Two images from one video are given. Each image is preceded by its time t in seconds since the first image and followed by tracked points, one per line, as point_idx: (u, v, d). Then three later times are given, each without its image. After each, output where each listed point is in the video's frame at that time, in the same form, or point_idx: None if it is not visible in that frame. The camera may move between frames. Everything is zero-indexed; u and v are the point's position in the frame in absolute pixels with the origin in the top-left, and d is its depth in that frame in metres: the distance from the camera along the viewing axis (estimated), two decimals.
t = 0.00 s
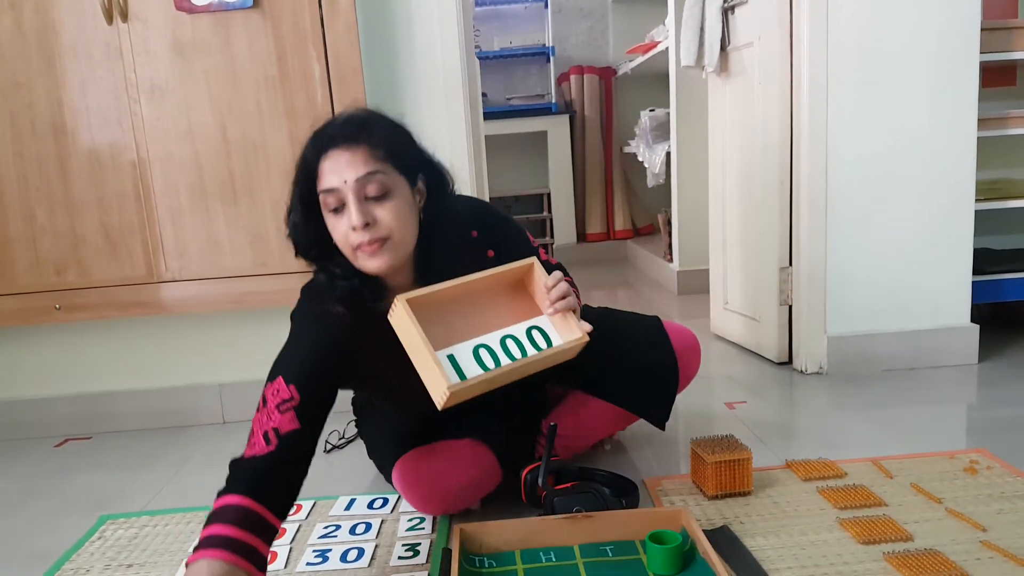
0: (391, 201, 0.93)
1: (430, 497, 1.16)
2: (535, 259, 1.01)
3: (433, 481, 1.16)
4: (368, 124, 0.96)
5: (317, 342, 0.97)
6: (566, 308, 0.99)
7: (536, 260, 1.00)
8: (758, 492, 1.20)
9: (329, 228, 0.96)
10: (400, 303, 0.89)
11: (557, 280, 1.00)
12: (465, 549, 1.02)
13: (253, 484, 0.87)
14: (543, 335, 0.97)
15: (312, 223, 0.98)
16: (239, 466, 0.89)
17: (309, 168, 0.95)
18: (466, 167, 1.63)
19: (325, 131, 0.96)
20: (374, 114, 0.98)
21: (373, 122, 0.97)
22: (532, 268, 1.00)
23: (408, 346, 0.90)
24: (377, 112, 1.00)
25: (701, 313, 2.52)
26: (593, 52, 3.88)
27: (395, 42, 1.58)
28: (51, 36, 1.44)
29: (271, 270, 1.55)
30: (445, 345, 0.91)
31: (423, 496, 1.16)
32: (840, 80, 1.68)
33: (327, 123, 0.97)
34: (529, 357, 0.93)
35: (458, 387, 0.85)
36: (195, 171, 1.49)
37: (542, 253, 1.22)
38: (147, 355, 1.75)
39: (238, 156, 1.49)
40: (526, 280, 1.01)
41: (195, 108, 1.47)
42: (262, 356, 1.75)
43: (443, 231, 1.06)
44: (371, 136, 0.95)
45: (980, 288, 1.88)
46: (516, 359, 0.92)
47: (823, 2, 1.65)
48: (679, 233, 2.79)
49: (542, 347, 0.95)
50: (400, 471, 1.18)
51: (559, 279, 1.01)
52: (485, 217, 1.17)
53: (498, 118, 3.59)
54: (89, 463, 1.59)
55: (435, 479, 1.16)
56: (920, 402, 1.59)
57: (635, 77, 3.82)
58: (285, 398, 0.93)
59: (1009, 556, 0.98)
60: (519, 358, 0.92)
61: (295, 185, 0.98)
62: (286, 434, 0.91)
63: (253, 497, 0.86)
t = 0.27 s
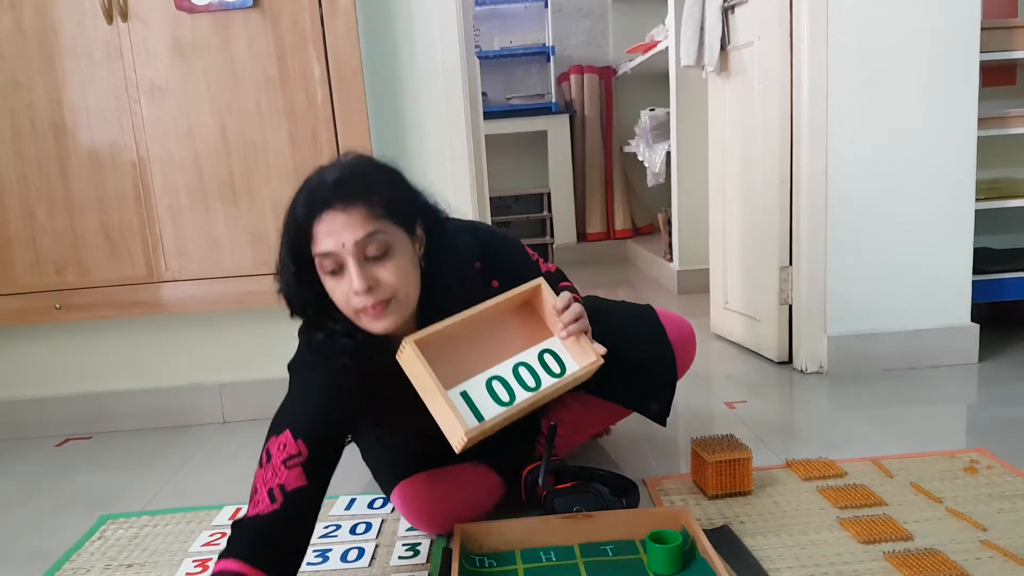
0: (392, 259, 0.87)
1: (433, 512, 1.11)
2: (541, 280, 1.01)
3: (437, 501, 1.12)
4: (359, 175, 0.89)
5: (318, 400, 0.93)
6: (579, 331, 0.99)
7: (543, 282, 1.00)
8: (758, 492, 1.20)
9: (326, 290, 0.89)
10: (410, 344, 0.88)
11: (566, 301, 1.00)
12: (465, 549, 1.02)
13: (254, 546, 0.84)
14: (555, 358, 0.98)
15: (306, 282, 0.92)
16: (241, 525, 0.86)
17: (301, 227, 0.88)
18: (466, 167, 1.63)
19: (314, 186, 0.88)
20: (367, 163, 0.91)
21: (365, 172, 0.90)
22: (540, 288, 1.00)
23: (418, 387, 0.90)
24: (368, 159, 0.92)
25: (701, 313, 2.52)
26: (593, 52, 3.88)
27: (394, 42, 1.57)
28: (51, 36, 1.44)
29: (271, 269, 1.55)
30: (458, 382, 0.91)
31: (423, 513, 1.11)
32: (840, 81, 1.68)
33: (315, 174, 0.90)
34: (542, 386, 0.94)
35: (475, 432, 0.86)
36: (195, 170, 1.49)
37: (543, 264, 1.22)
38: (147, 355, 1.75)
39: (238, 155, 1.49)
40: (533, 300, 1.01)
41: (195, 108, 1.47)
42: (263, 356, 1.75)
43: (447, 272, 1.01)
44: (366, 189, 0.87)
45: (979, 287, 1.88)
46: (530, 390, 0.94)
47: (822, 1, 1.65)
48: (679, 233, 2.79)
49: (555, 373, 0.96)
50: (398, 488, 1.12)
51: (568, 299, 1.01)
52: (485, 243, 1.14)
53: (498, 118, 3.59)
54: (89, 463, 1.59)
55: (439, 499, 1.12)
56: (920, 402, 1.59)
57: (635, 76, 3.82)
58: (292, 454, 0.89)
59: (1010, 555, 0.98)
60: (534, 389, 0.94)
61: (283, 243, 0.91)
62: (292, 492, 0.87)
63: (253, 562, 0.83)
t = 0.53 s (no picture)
0: (397, 304, 0.87)
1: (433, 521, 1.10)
2: (554, 294, 1.01)
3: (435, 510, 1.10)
4: (361, 219, 0.87)
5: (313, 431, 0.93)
6: (592, 347, 0.99)
7: (555, 297, 1.01)
8: (758, 492, 1.20)
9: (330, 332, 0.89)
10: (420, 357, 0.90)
11: (580, 314, 1.01)
12: (465, 549, 1.02)
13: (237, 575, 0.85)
14: (567, 374, 0.99)
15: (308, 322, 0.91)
16: (225, 547, 0.88)
17: (303, 272, 0.86)
18: (466, 167, 1.63)
19: (314, 232, 0.86)
20: (372, 206, 0.89)
21: (366, 216, 0.87)
22: (552, 302, 1.01)
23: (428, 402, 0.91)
24: (372, 202, 0.90)
25: (701, 313, 2.52)
26: (593, 52, 3.88)
27: (394, 42, 1.57)
28: (51, 36, 1.44)
29: (271, 269, 1.55)
30: (468, 397, 0.93)
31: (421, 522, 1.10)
32: (840, 81, 1.68)
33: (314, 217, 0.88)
34: (553, 403, 0.95)
35: (485, 448, 0.87)
36: (195, 170, 1.49)
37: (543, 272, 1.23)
38: (147, 355, 1.75)
39: (238, 155, 1.49)
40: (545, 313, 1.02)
41: (195, 108, 1.47)
42: (263, 356, 1.75)
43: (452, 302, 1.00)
44: (369, 236, 0.85)
45: (980, 287, 1.88)
46: (541, 406, 0.95)
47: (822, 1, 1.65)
48: (679, 233, 2.79)
49: (567, 389, 0.97)
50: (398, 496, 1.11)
51: (581, 312, 1.01)
52: (489, 267, 1.13)
53: (498, 118, 3.59)
54: (89, 463, 1.58)
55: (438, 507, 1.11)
56: (920, 402, 1.59)
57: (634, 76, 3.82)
58: (281, 483, 0.90)
59: (1010, 555, 0.98)
60: (545, 405, 0.95)
61: (284, 285, 0.89)
62: (277, 522, 0.88)
63: None
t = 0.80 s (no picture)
0: (396, 283, 0.88)
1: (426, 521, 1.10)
2: (552, 296, 1.02)
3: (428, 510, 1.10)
4: (364, 198, 0.89)
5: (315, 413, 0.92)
6: (590, 348, 0.99)
7: (553, 298, 1.01)
8: (758, 492, 1.20)
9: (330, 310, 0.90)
10: (416, 356, 0.90)
11: (578, 316, 1.01)
12: (465, 549, 1.02)
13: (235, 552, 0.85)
14: (564, 376, 0.99)
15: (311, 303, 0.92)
16: (225, 522, 0.88)
17: (305, 248, 0.89)
18: (466, 167, 1.63)
19: (318, 209, 0.89)
20: (376, 189, 0.92)
21: (370, 195, 0.90)
22: (550, 304, 1.01)
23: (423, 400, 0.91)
24: (376, 184, 0.93)
25: (701, 313, 2.52)
26: (593, 52, 3.88)
27: (394, 42, 1.57)
28: (51, 36, 1.44)
29: (271, 269, 1.55)
30: (463, 397, 0.93)
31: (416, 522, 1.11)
32: (840, 81, 1.68)
33: (320, 195, 0.90)
34: (549, 404, 0.95)
35: (479, 447, 0.87)
36: (195, 170, 1.49)
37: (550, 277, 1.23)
38: (147, 355, 1.75)
39: (238, 155, 1.49)
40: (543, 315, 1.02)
41: (195, 108, 1.47)
42: (263, 356, 1.75)
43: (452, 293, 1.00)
44: (371, 214, 0.88)
45: (980, 288, 1.88)
46: (536, 407, 0.94)
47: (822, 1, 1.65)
48: (678, 233, 2.79)
49: (563, 391, 0.97)
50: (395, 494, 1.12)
51: (579, 314, 1.01)
52: (490, 266, 1.15)
53: (498, 118, 3.58)
54: (89, 463, 1.58)
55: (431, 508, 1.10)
56: (920, 402, 1.59)
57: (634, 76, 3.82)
58: (280, 460, 0.89)
59: (1009, 556, 0.98)
60: (541, 406, 0.94)
61: (287, 262, 0.92)
62: (276, 499, 0.88)
63: (230, 563, 0.84)
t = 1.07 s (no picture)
0: (408, 234, 0.92)
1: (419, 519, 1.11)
2: (547, 278, 1.01)
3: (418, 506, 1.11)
4: (381, 151, 0.93)
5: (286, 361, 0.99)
6: (586, 328, 0.98)
7: (548, 280, 1.01)
8: (758, 492, 1.20)
9: (340, 259, 0.93)
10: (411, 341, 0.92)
11: (572, 298, 1.00)
12: (465, 549, 1.02)
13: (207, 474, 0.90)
14: (559, 357, 0.98)
15: (320, 254, 0.95)
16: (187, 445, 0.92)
17: (321, 195, 0.91)
18: (466, 168, 1.63)
19: (336, 157, 0.92)
20: (392, 144, 0.95)
21: (386, 149, 0.94)
22: (545, 287, 1.00)
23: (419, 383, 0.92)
24: (392, 139, 0.97)
25: (701, 313, 2.52)
26: (592, 52, 3.88)
27: (394, 42, 1.57)
28: (50, 36, 1.44)
29: (271, 269, 1.55)
30: (457, 379, 0.94)
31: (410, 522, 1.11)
32: (840, 81, 1.68)
33: (337, 147, 0.94)
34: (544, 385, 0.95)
35: (472, 427, 0.88)
36: (195, 170, 1.49)
37: (558, 272, 1.20)
38: (147, 355, 1.75)
39: (238, 155, 1.49)
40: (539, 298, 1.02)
41: (195, 108, 1.47)
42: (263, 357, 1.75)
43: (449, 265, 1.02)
44: (387, 166, 0.92)
45: (980, 287, 1.88)
46: (530, 388, 0.94)
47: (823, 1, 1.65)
48: (679, 233, 2.79)
49: (558, 372, 0.96)
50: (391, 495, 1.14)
51: (573, 297, 1.00)
52: (500, 248, 1.12)
53: (498, 118, 3.58)
54: (89, 463, 1.58)
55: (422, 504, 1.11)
56: (920, 402, 1.59)
57: (634, 76, 3.82)
58: (243, 398, 0.96)
59: (1010, 556, 0.98)
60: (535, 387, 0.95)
61: (300, 211, 0.93)
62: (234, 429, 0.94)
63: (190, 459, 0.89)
